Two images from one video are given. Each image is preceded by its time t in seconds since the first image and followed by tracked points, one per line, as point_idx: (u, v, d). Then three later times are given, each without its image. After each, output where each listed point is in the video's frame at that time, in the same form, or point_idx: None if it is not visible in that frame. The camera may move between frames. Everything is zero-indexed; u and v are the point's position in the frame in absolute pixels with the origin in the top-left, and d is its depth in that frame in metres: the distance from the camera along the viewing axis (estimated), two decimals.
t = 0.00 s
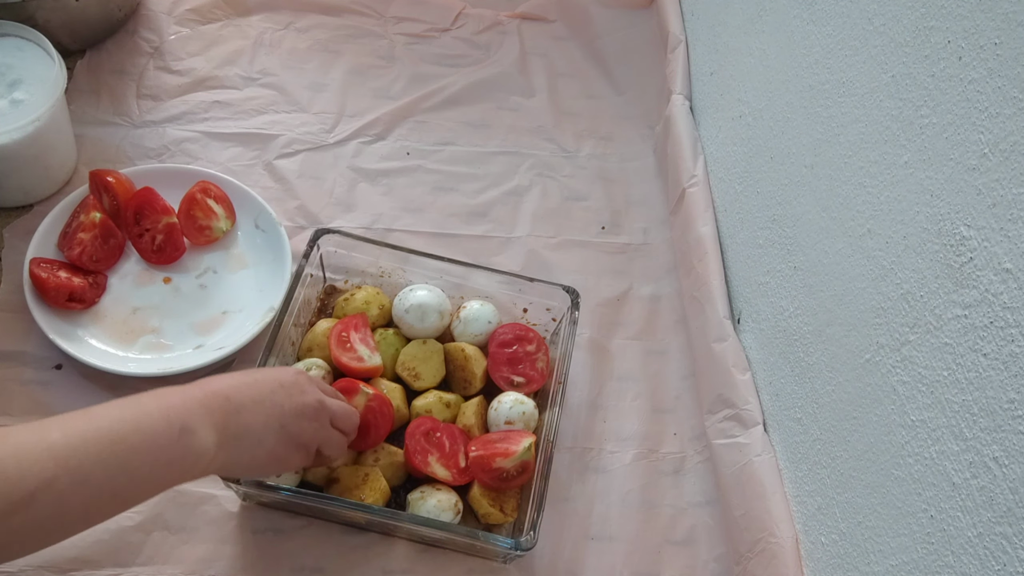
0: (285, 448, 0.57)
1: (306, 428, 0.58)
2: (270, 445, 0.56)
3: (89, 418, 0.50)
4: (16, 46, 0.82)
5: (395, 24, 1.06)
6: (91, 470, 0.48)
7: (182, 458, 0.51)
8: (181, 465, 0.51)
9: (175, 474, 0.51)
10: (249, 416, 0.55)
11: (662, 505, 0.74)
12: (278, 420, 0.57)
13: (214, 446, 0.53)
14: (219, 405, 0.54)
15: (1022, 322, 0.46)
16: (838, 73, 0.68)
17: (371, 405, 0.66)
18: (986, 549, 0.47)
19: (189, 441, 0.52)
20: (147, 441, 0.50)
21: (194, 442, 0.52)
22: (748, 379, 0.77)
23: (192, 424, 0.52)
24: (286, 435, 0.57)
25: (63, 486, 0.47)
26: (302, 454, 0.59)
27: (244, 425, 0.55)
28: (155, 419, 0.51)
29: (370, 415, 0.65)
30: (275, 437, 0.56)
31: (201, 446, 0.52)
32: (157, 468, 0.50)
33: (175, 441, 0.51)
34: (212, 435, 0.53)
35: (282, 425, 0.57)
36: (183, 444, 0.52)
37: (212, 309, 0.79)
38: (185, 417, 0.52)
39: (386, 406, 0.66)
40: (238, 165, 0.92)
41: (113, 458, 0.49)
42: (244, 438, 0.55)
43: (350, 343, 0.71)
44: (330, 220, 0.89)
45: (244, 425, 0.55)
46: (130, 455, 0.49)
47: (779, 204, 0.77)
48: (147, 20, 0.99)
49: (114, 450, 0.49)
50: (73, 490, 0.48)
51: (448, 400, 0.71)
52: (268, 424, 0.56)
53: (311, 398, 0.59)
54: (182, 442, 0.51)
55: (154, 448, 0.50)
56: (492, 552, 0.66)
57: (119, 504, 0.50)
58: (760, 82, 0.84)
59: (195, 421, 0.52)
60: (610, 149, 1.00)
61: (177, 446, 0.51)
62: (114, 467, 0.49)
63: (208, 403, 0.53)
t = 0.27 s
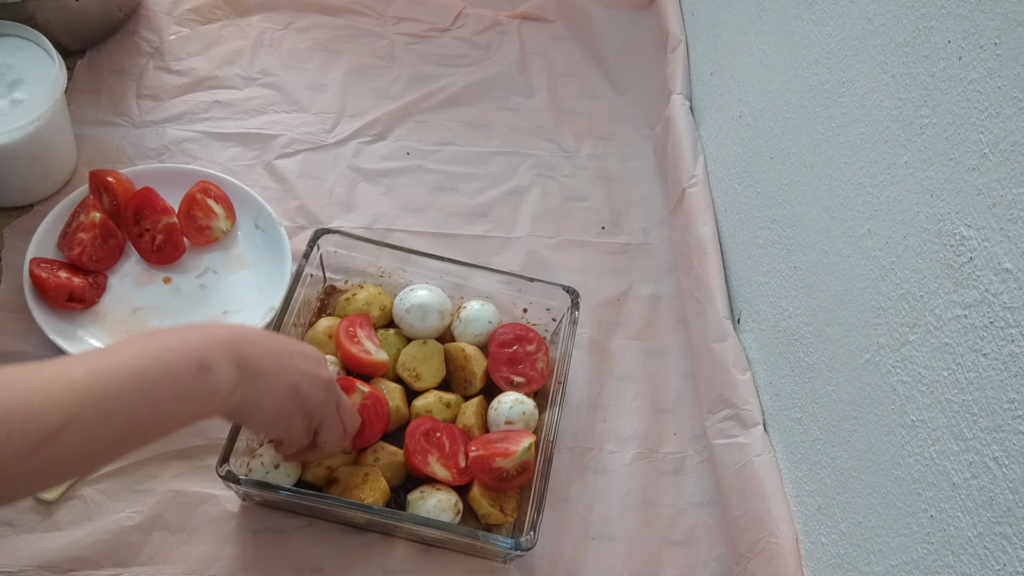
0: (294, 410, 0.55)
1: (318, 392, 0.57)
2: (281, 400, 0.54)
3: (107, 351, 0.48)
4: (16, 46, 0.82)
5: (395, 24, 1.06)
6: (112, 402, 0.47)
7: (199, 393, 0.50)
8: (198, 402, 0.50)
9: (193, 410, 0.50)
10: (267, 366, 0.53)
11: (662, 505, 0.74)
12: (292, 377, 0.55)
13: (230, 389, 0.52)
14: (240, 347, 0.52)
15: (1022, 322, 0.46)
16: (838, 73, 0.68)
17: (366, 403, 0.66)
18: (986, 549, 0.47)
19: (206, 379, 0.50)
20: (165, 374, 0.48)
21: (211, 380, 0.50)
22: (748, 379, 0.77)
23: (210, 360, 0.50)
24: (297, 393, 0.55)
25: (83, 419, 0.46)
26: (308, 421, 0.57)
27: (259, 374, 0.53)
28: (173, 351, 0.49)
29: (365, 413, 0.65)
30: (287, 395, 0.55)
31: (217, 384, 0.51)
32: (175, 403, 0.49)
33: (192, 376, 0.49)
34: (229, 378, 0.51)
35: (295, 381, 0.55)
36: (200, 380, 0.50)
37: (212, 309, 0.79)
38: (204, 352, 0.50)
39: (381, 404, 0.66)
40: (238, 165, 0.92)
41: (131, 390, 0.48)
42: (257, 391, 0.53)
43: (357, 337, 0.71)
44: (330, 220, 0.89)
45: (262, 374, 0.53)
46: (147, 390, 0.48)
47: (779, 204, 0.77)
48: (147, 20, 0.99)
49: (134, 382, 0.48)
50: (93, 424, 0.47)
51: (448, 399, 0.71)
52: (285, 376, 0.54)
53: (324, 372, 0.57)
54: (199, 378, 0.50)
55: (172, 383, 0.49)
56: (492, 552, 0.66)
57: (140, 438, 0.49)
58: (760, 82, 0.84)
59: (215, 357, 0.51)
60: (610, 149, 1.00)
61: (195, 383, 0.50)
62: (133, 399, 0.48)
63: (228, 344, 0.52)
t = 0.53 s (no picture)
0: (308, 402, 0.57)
1: (334, 387, 0.58)
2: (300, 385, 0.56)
3: (146, 318, 0.51)
4: (16, 46, 0.82)
5: (395, 24, 1.06)
6: (150, 362, 0.49)
7: (232, 368, 0.52)
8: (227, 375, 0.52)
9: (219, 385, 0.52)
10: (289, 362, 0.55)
11: (662, 505, 0.74)
12: (313, 370, 0.56)
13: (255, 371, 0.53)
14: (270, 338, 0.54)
15: (1022, 322, 0.46)
16: (838, 73, 0.68)
17: (366, 406, 0.66)
18: (986, 549, 0.47)
19: (239, 357, 0.52)
20: (196, 348, 0.51)
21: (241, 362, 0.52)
22: (748, 379, 0.77)
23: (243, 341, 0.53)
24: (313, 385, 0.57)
25: (116, 380, 0.49)
26: (319, 416, 0.58)
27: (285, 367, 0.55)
28: (209, 324, 0.52)
29: (365, 416, 0.65)
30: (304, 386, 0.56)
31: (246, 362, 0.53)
32: (204, 374, 0.51)
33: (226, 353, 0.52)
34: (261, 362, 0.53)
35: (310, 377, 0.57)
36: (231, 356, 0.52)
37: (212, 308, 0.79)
38: (241, 332, 0.53)
39: (382, 407, 0.66)
40: (238, 165, 0.92)
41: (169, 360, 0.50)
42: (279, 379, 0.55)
43: (358, 337, 0.71)
44: (330, 220, 0.89)
45: (285, 361, 0.55)
46: (183, 360, 0.50)
47: (779, 204, 0.77)
48: (147, 20, 0.99)
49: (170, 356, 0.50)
50: (127, 386, 0.49)
51: (448, 400, 0.71)
52: (307, 366, 0.56)
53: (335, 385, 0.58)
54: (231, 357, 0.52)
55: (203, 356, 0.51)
56: (492, 552, 0.66)
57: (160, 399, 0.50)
58: (760, 81, 0.84)
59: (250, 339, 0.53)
60: (610, 149, 1.00)
61: (227, 362, 0.52)
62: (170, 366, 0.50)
63: (261, 329, 0.54)
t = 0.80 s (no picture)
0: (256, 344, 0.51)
1: (295, 331, 0.53)
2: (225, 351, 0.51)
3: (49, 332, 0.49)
4: (16, 46, 0.82)
5: (395, 24, 1.06)
6: (66, 386, 0.47)
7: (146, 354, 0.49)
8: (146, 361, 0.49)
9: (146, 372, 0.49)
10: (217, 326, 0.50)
11: (662, 505, 0.74)
12: (244, 346, 0.51)
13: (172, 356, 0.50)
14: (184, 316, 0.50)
15: (1022, 322, 0.46)
16: (838, 73, 0.68)
17: (367, 407, 0.66)
18: (986, 549, 0.47)
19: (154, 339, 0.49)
20: (103, 345, 0.48)
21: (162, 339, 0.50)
22: (748, 379, 0.77)
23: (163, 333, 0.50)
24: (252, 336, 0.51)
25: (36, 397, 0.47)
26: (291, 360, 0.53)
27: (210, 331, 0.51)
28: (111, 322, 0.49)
29: (366, 417, 0.66)
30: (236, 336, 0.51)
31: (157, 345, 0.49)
32: (126, 370, 0.48)
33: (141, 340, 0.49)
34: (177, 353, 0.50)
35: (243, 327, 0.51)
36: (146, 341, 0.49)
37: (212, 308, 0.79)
38: (149, 322, 0.49)
39: (383, 408, 0.67)
40: (238, 165, 0.92)
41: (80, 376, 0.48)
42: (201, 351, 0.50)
43: (358, 336, 0.71)
44: (330, 220, 0.89)
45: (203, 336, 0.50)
46: (97, 364, 0.48)
47: (779, 204, 0.77)
48: (147, 20, 0.99)
49: (80, 364, 0.48)
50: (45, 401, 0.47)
51: (448, 399, 0.71)
52: (234, 322, 0.51)
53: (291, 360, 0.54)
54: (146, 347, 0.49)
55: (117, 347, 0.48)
56: (492, 552, 0.66)
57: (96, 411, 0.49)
58: (760, 81, 0.84)
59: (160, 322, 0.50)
60: (610, 149, 1.00)
61: (144, 355, 0.49)
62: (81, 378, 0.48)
63: (167, 313, 0.50)
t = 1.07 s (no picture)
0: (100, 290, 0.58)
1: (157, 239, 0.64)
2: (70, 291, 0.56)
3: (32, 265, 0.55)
4: (16, 46, 0.82)
5: (395, 24, 1.06)
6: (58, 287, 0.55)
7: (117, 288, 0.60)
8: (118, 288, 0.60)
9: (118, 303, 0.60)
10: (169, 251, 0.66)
11: (662, 505, 0.74)
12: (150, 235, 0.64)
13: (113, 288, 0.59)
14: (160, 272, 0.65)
15: (1022, 322, 0.46)
16: (838, 73, 0.68)
17: (367, 407, 0.66)
18: (986, 549, 0.47)
19: (130, 275, 0.60)
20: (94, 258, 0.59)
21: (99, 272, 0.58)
22: (749, 379, 0.77)
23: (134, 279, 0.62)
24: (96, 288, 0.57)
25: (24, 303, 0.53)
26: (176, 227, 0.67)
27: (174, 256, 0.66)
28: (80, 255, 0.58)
29: (366, 417, 0.66)
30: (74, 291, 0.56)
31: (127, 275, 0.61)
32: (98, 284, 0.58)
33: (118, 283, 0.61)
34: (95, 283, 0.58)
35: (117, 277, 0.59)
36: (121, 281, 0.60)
37: (212, 308, 0.79)
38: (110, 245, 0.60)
39: (383, 409, 0.67)
40: (239, 165, 0.92)
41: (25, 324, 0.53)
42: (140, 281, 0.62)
43: (358, 337, 0.71)
44: (330, 220, 0.89)
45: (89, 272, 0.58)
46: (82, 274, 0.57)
47: (779, 204, 0.77)
48: (147, 20, 0.99)
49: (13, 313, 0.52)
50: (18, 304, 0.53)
51: (447, 399, 0.71)
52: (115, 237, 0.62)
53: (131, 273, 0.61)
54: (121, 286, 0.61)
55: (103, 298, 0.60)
56: (492, 552, 0.66)
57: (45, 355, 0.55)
58: (760, 81, 0.84)
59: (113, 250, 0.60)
60: (610, 149, 1.00)
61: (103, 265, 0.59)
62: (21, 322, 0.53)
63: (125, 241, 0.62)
